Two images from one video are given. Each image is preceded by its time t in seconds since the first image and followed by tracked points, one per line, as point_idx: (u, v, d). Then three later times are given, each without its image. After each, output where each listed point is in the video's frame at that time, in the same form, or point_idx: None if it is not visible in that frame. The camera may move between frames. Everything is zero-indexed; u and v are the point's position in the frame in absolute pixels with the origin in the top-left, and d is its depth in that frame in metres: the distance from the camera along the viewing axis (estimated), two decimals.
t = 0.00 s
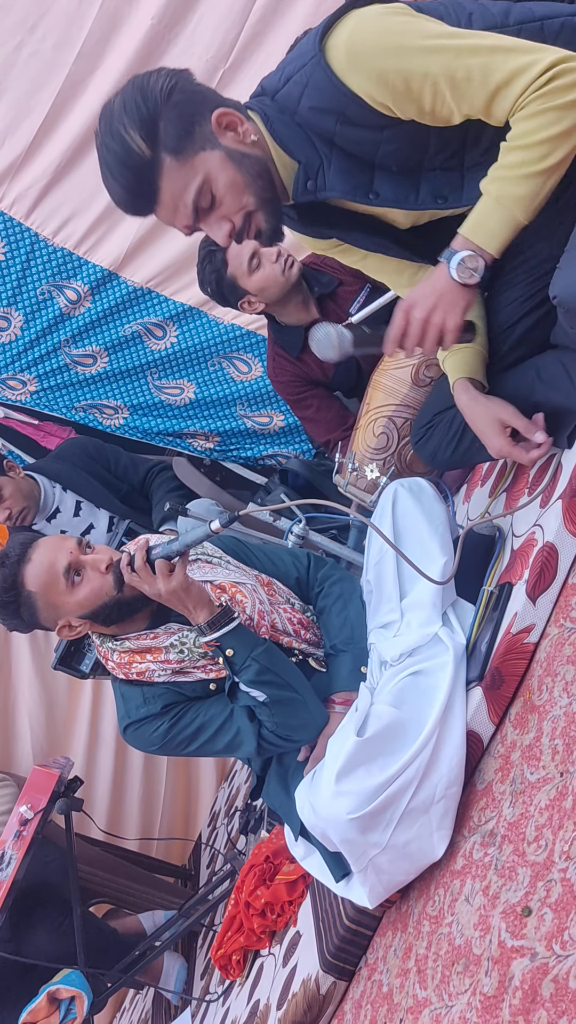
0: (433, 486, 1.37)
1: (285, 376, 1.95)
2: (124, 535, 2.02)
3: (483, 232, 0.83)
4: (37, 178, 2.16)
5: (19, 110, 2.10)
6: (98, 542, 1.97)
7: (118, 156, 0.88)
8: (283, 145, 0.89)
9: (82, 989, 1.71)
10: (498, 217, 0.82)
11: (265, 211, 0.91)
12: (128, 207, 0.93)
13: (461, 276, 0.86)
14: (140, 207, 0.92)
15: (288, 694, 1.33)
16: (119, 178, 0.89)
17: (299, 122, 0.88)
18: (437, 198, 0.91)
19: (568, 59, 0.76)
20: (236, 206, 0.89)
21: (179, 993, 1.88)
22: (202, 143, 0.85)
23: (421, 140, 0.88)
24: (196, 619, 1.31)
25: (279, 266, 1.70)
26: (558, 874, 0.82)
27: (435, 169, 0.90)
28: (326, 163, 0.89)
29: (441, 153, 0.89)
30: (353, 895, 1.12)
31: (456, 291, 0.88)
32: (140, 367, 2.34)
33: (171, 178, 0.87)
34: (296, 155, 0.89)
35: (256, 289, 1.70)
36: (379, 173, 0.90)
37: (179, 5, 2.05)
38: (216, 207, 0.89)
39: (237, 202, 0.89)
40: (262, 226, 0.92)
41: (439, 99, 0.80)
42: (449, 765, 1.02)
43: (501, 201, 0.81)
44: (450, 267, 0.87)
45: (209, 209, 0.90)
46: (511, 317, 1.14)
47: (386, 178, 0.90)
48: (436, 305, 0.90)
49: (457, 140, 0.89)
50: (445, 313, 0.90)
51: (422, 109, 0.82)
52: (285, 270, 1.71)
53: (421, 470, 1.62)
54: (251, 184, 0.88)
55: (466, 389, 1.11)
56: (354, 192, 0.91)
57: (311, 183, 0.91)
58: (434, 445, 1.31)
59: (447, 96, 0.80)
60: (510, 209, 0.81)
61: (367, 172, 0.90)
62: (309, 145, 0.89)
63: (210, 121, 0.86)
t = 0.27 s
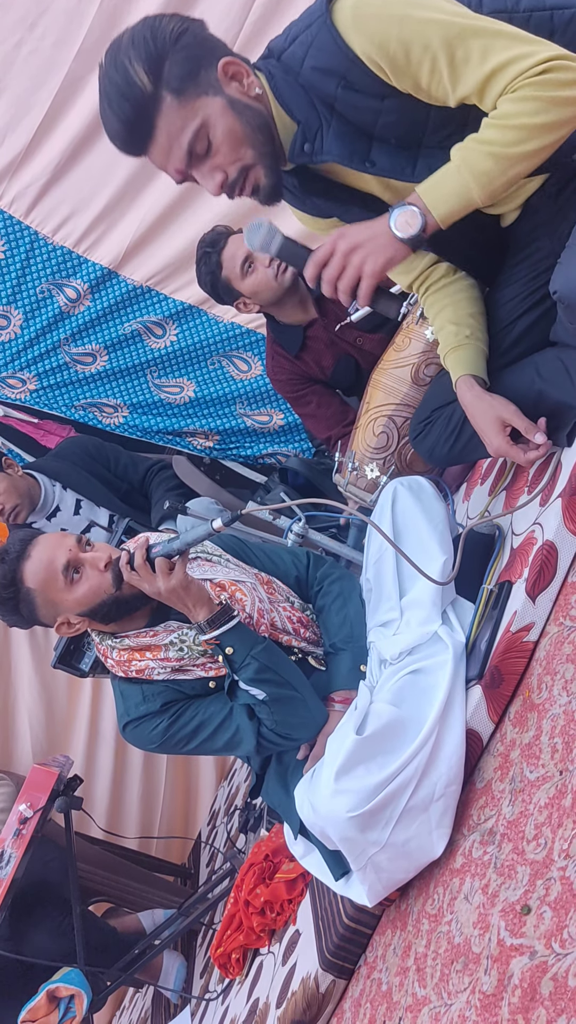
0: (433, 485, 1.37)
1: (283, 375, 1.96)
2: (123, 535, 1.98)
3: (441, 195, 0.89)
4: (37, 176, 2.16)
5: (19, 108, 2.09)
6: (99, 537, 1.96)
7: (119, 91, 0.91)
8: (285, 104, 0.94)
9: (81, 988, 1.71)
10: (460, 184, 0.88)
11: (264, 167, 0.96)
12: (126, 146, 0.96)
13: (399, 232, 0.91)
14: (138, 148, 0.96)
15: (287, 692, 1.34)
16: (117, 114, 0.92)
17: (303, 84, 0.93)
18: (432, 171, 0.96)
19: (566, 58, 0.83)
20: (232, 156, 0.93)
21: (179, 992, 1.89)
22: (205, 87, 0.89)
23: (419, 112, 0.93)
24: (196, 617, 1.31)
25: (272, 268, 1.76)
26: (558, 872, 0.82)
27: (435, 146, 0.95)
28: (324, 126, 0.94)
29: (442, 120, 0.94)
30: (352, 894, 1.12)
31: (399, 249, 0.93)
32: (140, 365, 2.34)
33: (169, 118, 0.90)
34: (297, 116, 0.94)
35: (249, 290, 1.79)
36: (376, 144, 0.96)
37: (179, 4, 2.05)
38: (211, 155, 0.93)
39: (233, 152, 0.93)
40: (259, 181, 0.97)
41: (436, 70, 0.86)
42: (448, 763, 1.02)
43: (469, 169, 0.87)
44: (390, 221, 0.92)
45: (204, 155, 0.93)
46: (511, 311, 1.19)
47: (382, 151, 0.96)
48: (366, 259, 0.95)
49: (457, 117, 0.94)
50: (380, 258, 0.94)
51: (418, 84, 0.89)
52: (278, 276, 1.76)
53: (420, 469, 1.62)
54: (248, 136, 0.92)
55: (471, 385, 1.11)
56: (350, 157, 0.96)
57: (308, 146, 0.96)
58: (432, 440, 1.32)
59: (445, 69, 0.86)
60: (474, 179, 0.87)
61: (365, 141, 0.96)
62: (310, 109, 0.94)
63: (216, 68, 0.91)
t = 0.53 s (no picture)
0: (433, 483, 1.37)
1: (283, 373, 1.96)
2: (122, 532, 2.00)
3: (418, 161, 0.89)
4: (37, 174, 2.16)
5: (19, 106, 2.09)
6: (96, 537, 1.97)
7: (121, 42, 0.92)
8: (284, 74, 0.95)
9: (81, 986, 1.71)
10: (438, 152, 0.88)
11: (262, 131, 0.96)
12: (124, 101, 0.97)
13: (372, 194, 0.91)
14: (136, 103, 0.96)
15: (286, 691, 1.34)
16: (116, 65, 0.93)
17: (302, 55, 0.95)
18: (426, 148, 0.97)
19: (559, 50, 0.86)
20: (229, 117, 0.94)
21: (178, 990, 1.89)
22: (208, 47, 0.91)
23: (417, 94, 0.95)
24: (194, 616, 1.31)
25: (268, 270, 1.76)
26: (557, 870, 0.82)
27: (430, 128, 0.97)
28: (321, 99, 0.95)
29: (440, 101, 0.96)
30: (351, 892, 1.11)
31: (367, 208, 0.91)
32: (140, 364, 2.34)
33: (168, 73, 0.91)
34: (295, 86, 0.95)
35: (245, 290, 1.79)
36: (373, 121, 0.97)
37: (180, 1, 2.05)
38: (208, 114, 0.93)
39: (232, 114, 0.93)
40: (259, 146, 0.98)
41: (433, 46, 0.89)
42: (447, 761, 1.02)
43: (450, 139, 0.88)
44: (363, 183, 0.92)
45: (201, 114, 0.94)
46: (511, 308, 1.20)
47: (378, 128, 0.97)
48: (331, 212, 0.92)
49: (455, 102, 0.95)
50: (345, 213, 0.91)
51: (413, 62, 0.91)
52: (273, 277, 1.76)
53: (420, 467, 1.62)
54: (247, 100, 0.94)
55: (474, 385, 1.12)
56: (346, 131, 0.96)
57: (303, 117, 0.97)
58: (432, 436, 1.31)
59: (441, 46, 0.89)
60: (452, 149, 0.88)
61: (362, 118, 0.97)
62: (308, 80, 0.95)
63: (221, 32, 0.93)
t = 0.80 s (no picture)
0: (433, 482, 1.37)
1: (283, 372, 1.95)
2: (123, 529, 2.01)
3: (407, 144, 0.91)
4: (37, 172, 2.16)
5: (19, 104, 2.09)
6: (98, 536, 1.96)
7: (123, 15, 0.95)
8: (284, 58, 0.99)
9: (81, 985, 1.71)
10: (427, 136, 0.90)
11: (261, 110, 1.01)
12: (124, 75, 1.00)
13: (361, 175, 0.93)
14: (135, 77, 0.99)
15: (286, 690, 1.34)
16: (118, 38, 0.96)
17: (301, 39, 0.98)
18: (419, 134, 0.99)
19: (553, 40, 0.87)
20: (228, 97, 0.98)
21: (178, 989, 1.89)
22: (209, 24, 0.95)
23: (413, 80, 0.97)
24: (194, 616, 1.30)
25: (264, 269, 1.77)
26: (557, 869, 0.82)
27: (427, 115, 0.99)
28: (318, 82, 0.98)
29: (435, 88, 0.97)
30: (351, 891, 1.11)
31: (352, 186, 0.94)
32: (140, 363, 2.34)
33: (169, 50, 0.95)
34: (292, 67, 0.99)
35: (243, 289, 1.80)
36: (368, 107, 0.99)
37: None
38: (208, 93, 0.98)
39: (231, 93, 0.98)
40: (258, 124, 1.02)
41: (429, 29, 0.90)
42: (447, 759, 1.02)
43: (440, 123, 0.90)
44: (352, 165, 0.94)
45: (201, 92, 0.98)
46: (512, 305, 1.20)
47: (373, 114, 1.00)
48: (316, 190, 0.95)
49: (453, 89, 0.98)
50: (331, 190, 0.94)
51: (408, 48, 0.93)
52: (270, 277, 1.77)
53: (419, 466, 1.62)
54: (247, 79, 0.98)
55: (474, 384, 1.12)
56: (340, 114, 0.99)
57: (300, 99, 1.00)
58: (431, 434, 1.31)
59: (436, 30, 0.90)
60: (441, 133, 0.90)
61: (357, 103, 0.99)
62: (307, 64, 0.98)
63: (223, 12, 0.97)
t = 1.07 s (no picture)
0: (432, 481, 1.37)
1: (282, 371, 1.95)
2: (122, 529, 1.99)
3: (396, 133, 0.92)
4: (36, 171, 2.16)
5: (18, 103, 2.09)
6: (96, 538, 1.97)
7: None
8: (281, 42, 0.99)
9: (81, 983, 1.71)
10: (416, 126, 0.91)
11: (256, 100, 1.01)
12: (121, 57, 1.00)
13: (351, 161, 0.94)
14: (132, 59, 0.99)
15: (285, 690, 1.33)
16: (116, 18, 0.96)
17: (299, 27, 0.98)
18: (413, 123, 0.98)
19: (545, 33, 0.87)
20: (224, 84, 0.99)
21: (177, 988, 1.89)
22: (209, 11, 0.95)
23: (406, 70, 0.97)
24: (193, 616, 1.30)
25: (262, 268, 1.79)
26: (556, 869, 0.82)
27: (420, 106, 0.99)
28: (313, 67, 0.97)
29: (428, 79, 0.98)
30: (350, 890, 1.11)
31: (338, 171, 0.96)
32: (140, 361, 2.34)
33: (167, 34, 0.95)
34: (288, 52, 0.98)
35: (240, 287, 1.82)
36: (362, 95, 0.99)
37: None
38: (204, 79, 0.98)
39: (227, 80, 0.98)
40: (251, 114, 1.02)
41: (422, 20, 0.90)
42: (446, 759, 1.02)
43: (430, 113, 0.90)
44: (342, 151, 0.95)
45: (197, 77, 0.99)
46: (512, 303, 1.20)
47: (367, 103, 0.99)
48: (303, 173, 0.97)
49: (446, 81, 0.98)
50: (318, 174, 0.96)
51: (401, 38, 0.93)
52: (267, 277, 1.79)
53: (419, 465, 1.62)
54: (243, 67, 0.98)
55: (474, 382, 1.12)
56: (333, 102, 0.98)
57: (294, 84, 0.99)
58: (429, 433, 1.31)
59: (429, 21, 0.90)
60: (430, 122, 0.90)
61: (351, 92, 0.99)
62: (303, 50, 0.97)
63: None
